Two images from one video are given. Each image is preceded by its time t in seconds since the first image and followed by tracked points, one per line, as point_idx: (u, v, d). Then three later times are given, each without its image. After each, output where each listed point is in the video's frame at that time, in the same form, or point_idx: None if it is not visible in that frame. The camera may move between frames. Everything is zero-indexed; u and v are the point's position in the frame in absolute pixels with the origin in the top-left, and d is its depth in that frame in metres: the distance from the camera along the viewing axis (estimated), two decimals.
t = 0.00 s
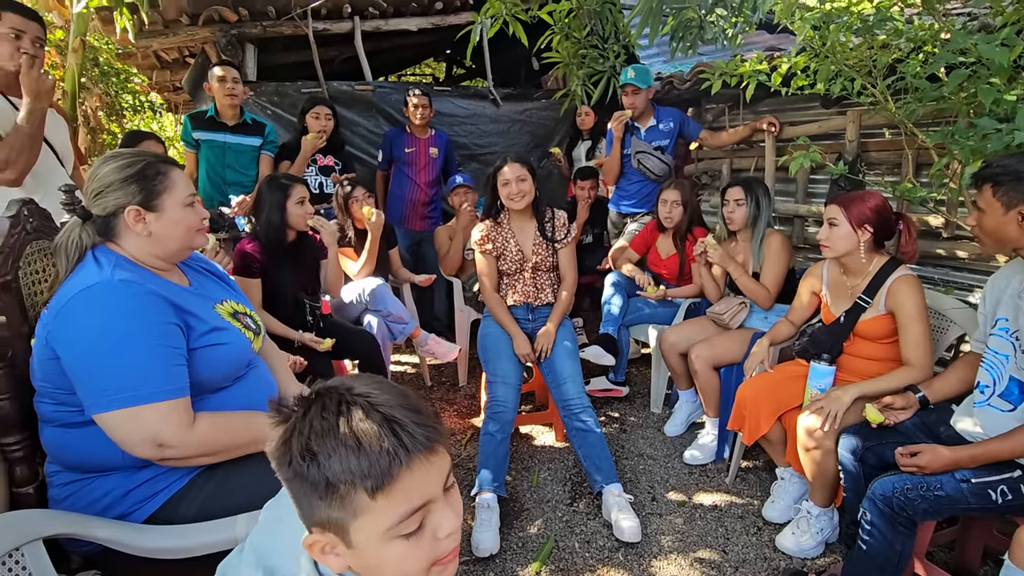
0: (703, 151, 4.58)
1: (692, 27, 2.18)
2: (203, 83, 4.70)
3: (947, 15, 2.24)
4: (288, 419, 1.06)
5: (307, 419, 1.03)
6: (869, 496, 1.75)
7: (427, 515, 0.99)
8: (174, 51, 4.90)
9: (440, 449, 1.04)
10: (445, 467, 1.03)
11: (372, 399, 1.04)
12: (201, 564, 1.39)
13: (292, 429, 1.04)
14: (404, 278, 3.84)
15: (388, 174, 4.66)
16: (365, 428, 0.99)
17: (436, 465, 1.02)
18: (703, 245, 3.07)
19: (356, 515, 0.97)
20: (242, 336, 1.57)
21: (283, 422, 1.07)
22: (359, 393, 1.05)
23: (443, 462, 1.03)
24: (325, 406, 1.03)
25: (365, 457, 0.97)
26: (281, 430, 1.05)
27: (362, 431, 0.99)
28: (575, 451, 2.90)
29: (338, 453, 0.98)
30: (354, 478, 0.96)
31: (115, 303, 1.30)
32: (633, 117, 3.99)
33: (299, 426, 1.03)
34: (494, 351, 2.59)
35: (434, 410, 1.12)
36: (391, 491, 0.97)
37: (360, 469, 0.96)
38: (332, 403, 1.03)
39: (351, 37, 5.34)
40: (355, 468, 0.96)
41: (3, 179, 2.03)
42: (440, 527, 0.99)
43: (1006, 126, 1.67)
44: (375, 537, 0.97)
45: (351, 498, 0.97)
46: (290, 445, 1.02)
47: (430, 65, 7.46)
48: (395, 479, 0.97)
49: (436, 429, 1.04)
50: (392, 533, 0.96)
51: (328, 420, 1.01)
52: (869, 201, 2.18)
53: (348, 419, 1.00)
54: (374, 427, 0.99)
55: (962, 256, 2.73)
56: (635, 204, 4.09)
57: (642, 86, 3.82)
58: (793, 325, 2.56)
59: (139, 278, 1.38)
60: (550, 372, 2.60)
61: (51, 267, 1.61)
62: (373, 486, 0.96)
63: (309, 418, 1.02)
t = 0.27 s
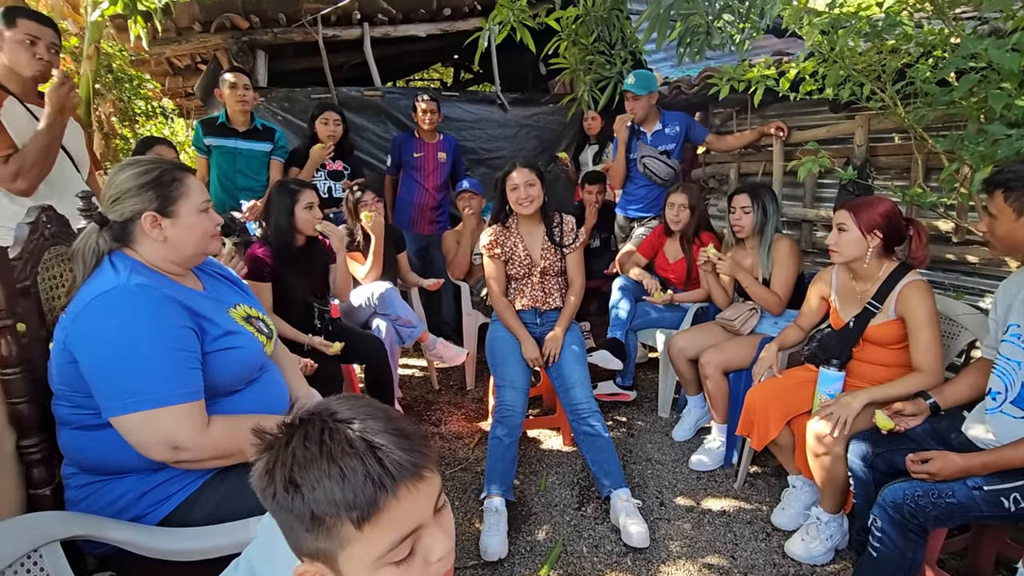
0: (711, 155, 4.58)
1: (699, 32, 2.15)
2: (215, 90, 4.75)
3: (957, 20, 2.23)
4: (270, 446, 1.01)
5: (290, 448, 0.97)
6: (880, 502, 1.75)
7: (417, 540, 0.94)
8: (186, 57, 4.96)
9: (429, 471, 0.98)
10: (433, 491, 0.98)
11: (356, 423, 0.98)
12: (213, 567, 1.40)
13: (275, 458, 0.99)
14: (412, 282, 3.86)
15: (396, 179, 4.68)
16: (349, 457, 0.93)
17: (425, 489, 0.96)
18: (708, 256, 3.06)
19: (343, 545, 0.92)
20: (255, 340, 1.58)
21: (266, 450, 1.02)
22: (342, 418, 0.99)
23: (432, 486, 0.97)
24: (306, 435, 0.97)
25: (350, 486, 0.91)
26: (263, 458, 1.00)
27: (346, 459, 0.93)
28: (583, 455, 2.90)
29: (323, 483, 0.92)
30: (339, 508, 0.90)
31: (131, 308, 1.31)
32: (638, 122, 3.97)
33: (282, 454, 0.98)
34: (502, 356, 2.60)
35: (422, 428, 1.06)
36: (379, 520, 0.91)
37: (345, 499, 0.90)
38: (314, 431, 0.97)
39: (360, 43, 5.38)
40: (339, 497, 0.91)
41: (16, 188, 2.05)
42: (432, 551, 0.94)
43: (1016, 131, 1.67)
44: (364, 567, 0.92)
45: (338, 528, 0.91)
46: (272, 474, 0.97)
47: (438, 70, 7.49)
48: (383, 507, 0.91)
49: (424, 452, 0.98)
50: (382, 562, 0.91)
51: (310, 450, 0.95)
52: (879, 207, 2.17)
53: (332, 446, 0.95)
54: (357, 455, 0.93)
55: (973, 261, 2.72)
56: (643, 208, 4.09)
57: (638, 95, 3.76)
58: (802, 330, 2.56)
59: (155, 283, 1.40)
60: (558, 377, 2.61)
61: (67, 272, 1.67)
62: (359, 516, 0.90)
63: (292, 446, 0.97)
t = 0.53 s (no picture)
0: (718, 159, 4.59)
1: (707, 38, 2.14)
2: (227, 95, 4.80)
3: (966, 25, 2.24)
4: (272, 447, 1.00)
5: (293, 448, 0.97)
6: (890, 507, 1.75)
7: (423, 532, 0.93)
8: (198, 63, 5.01)
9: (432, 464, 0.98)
10: (436, 483, 0.98)
11: (359, 420, 0.99)
12: (229, 567, 1.42)
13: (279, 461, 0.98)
14: (421, 285, 3.88)
15: (405, 183, 4.71)
16: (355, 451, 0.93)
17: (430, 481, 0.96)
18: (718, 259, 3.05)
19: (351, 540, 0.91)
20: (270, 343, 1.60)
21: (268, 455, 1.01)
22: (345, 416, 1.00)
23: (435, 479, 0.98)
24: (311, 435, 0.97)
25: (357, 478, 0.91)
26: (264, 459, 0.99)
27: (352, 453, 0.93)
28: (590, 458, 2.91)
29: (331, 477, 0.91)
30: (347, 501, 0.90)
31: (150, 311, 1.33)
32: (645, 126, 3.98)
33: (286, 455, 0.97)
34: (510, 359, 2.61)
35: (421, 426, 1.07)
36: (386, 512, 0.91)
37: (353, 491, 0.90)
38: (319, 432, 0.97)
39: (369, 48, 5.42)
40: (347, 491, 0.90)
41: (22, 199, 2.06)
42: (438, 543, 0.94)
43: None
44: (371, 562, 0.90)
45: (346, 522, 0.90)
46: (276, 476, 0.96)
47: (446, 75, 7.53)
48: (389, 498, 0.91)
49: (427, 446, 0.99)
50: (389, 555, 0.89)
51: (315, 447, 0.95)
52: (888, 212, 2.17)
53: (337, 442, 0.95)
54: (362, 449, 0.93)
55: (982, 265, 2.72)
56: (649, 212, 4.10)
57: (645, 97, 3.79)
58: (811, 335, 2.56)
59: (174, 287, 1.42)
60: (566, 380, 2.62)
61: (87, 277, 1.73)
62: (369, 508, 0.90)
63: (298, 445, 0.96)
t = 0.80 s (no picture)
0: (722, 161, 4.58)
1: (710, 40, 2.14)
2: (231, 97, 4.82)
3: (970, 27, 2.23)
4: (275, 426, 0.95)
5: (311, 413, 0.95)
6: (894, 510, 1.75)
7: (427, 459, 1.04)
8: (203, 66, 5.03)
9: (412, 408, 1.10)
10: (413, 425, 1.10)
11: (348, 380, 1.02)
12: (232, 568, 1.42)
13: (289, 438, 0.93)
14: (424, 287, 3.89)
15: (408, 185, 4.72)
16: (371, 392, 1.00)
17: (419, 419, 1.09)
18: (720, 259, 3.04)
19: (389, 475, 0.96)
20: (274, 345, 1.62)
21: (270, 437, 0.95)
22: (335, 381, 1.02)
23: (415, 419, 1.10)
24: (317, 400, 0.96)
25: (387, 413, 0.98)
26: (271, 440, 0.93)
27: (372, 393, 0.99)
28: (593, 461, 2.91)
29: (366, 417, 0.95)
30: (383, 435, 0.96)
31: (157, 314, 1.34)
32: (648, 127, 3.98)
33: (302, 427, 0.94)
34: (513, 361, 2.61)
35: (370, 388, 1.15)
36: (411, 438, 1.00)
37: (386, 423, 0.96)
38: (322, 396, 0.97)
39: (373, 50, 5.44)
40: (381, 425, 0.96)
41: (32, 200, 2.10)
42: (433, 468, 1.06)
43: None
44: (405, 491, 0.97)
45: (385, 457, 0.95)
46: (296, 447, 0.92)
47: (449, 77, 7.54)
48: (411, 423, 1.00)
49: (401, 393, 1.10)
50: (418, 479, 1.00)
51: (331, 406, 0.95)
52: (892, 214, 2.16)
53: (350, 393, 0.98)
54: (378, 392, 1.00)
55: (987, 267, 2.71)
56: (652, 214, 4.10)
57: (651, 98, 3.80)
58: (814, 337, 2.56)
59: (181, 289, 1.43)
60: (569, 382, 2.62)
61: (94, 279, 1.74)
62: (402, 434, 0.98)
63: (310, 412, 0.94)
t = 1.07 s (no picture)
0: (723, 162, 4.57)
1: (711, 40, 2.12)
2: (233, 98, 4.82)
3: (973, 27, 2.22)
4: (240, 383, 0.98)
5: (273, 363, 1.01)
6: (897, 513, 1.74)
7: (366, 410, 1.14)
8: (205, 67, 5.03)
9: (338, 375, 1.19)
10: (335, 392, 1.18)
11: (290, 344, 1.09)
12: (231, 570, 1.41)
13: (252, 388, 0.97)
14: (425, 288, 3.88)
15: (410, 186, 4.71)
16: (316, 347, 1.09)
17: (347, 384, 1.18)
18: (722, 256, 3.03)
19: (344, 415, 1.04)
20: (272, 345, 1.61)
21: (233, 393, 0.96)
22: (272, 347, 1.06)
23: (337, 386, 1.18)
24: (270, 355, 1.03)
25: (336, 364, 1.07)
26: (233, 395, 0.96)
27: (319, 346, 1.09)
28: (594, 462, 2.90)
29: (321, 364, 1.04)
30: (337, 378, 1.05)
31: (155, 314, 1.33)
32: (649, 128, 3.97)
33: (262, 377, 0.98)
34: (514, 362, 2.61)
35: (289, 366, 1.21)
36: (355, 385, 1.10)
37: (338, 368, 1.06)
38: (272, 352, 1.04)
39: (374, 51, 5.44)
40: (335, 370, 1.05)
41: (46, 195, 2.11)
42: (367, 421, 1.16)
43: None
44: (356, 432, 1.06)
45: (340, 398, 1.03)
46: (263, 393, 0.96)
47: (450, 78, 7.54)
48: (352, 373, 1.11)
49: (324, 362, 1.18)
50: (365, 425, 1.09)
51: (286, 358, 1.02)
52: (894, 215, 2.14)
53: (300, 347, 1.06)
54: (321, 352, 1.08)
55: (991, 268, 2.70)
56: (654, 215, 4.09)
57: (653, 97, 3.79)
58: (817, 339, 2.54)
59: (179, 290, 1.42)
60: (570, 383, 2.61)
61: (92, 280, 1.74)
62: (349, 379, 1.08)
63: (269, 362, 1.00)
